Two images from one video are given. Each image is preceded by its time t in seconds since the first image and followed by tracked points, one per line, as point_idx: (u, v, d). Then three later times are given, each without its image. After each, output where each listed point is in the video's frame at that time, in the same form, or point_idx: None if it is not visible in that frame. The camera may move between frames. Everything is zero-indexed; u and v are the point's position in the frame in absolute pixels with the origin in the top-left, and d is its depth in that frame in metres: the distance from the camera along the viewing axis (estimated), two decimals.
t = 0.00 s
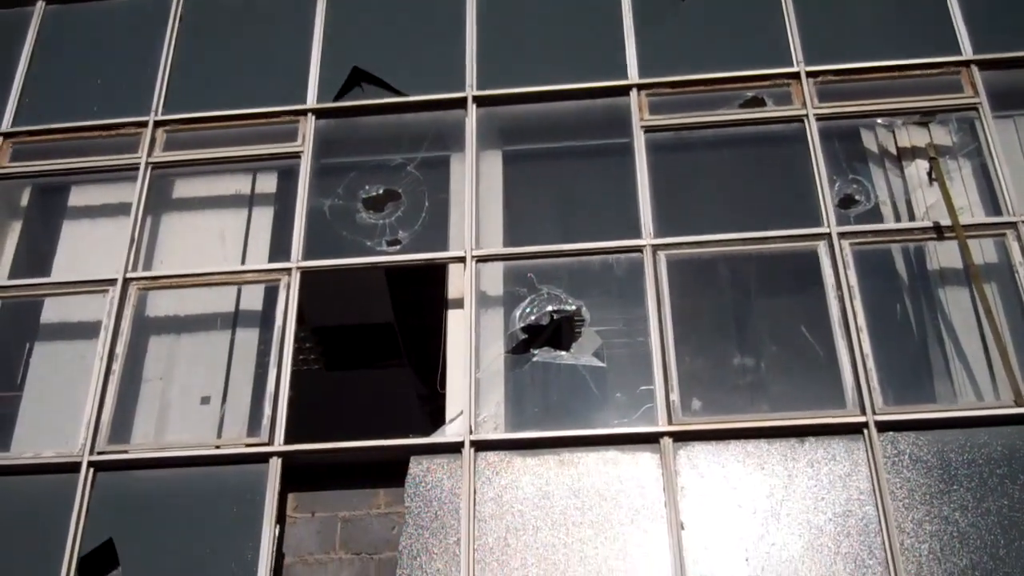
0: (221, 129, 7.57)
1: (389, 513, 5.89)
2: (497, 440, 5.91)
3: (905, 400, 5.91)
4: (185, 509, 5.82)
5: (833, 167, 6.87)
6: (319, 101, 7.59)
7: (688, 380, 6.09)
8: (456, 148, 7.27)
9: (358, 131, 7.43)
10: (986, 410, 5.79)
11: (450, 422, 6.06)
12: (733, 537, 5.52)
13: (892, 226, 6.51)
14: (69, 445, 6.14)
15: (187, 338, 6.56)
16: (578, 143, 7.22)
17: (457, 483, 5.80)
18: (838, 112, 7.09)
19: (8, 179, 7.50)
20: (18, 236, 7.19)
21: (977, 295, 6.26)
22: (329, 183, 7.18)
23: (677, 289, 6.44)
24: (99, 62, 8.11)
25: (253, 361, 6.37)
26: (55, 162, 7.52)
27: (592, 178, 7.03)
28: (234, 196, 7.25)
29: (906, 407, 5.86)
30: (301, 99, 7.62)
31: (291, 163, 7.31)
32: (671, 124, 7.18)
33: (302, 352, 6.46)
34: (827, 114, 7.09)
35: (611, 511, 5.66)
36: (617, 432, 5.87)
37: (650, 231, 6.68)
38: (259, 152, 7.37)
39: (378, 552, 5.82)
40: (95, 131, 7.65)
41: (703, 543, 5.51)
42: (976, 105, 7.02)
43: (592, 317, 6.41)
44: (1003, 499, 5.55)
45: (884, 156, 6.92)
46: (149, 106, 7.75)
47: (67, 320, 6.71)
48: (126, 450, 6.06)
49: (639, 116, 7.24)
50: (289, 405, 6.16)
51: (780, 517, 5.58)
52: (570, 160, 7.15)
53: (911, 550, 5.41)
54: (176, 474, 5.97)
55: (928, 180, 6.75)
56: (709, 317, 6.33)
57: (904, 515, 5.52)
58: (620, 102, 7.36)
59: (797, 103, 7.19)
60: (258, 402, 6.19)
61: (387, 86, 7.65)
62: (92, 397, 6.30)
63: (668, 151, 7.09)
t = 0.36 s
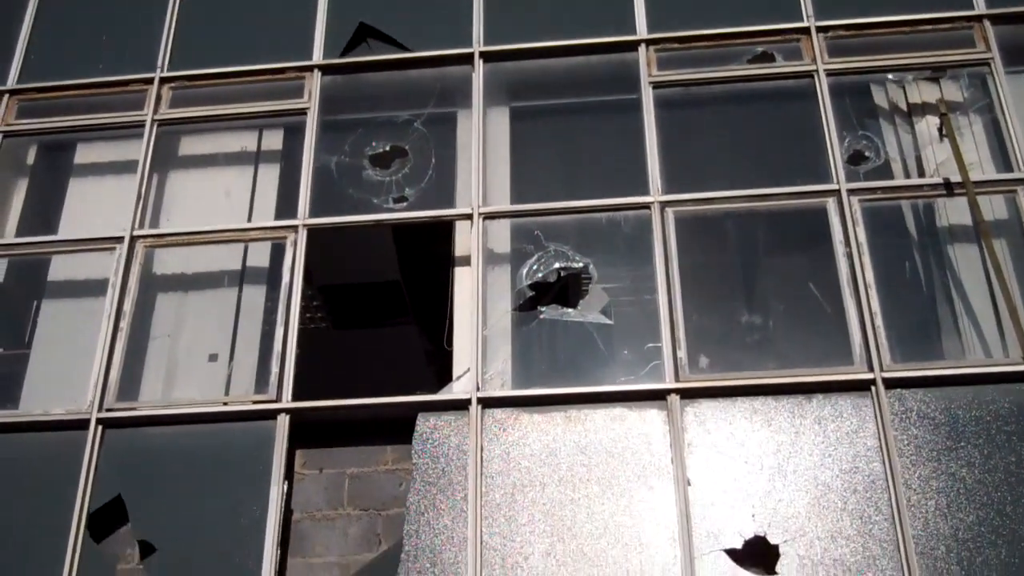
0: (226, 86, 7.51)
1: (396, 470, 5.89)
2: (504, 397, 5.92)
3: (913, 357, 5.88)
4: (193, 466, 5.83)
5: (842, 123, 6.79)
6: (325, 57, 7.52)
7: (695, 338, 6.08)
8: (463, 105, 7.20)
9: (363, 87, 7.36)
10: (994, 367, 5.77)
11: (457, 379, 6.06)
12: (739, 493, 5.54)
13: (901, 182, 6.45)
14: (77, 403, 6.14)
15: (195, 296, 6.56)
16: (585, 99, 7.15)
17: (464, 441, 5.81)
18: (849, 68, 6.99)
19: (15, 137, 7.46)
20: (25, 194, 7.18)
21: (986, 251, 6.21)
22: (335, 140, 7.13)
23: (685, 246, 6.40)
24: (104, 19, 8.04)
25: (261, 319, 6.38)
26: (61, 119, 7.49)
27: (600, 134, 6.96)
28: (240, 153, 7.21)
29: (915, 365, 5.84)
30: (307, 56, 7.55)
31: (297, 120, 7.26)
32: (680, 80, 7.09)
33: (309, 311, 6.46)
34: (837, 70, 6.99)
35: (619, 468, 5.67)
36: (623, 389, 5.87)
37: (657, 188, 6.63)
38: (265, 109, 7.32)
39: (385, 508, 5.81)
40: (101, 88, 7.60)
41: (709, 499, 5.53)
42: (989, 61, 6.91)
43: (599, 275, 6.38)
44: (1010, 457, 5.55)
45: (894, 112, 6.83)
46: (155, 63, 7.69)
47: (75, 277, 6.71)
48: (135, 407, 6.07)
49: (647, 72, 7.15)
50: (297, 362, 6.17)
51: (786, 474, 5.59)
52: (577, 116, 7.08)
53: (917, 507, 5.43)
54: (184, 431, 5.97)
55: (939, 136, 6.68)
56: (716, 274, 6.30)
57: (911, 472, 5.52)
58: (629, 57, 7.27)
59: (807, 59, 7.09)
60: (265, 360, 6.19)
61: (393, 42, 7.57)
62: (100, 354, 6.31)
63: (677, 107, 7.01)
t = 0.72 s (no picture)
0: (232, 35, 7.41)
1: (404, 420, 5.96)
2: (513, 347, 5.90)
3: (922, 308, 5.85)
4: (203, 415, 5.84)
5: (853, 72, 6.69)
6: (332, 5, 7.42)
7: (703, 287, 6.05)
8: (471, 53, 7.10)
9: (370, 35, 7.26)
10: (1002, 318, 5.75)
11: (465, 329, 6.06)
12: (747, 443, 5.55)
13: (913, 131, 6.37)
14: (85, 352, 6.13)
15: (204, 246, 6.54)
16: (595, 48, 7.05)
17: (472, 390, 5.81)
18: (861, 15, 6.85)
19: (19, 85, 7.37)
20: (32, 145, 7.13)
21: (997, 201, 6.17)
22: (341, 89, 7.05)
23: (695, 196, 6.35)
24: None
25: (269, 269, 6.36)
26: (66, 68, 7.39)
27: (609, 84, 6.88)
28: (247, 102, 7.16)
29: (924, 316, 5.80)
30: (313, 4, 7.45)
31: (304, 69, 7.18)
32: (691, 29, 6.96)
33: (316, 262, 6.46)
34: (851, 17, 6.86)
35: (627, 417, 5.68)
36: (632, 339, 5.85)
37: (667, 137, 6.56)
38: (271, 58, 7.23)
39: (396, 458, 5.99)
40: (105, 36, 7.49)
41: (716, 449, 5.55)
42: (1003, 9, 6.78)
43: (608, 225, 6.34)
44: (1019, 407, 5.54)
45: (906, 61, 6.74)
46: (160, 11, 7.58)
47: (82, 227, 6.68)
48: (143, 357, 6.06)
49: (657, 20, 7.03)
50: (305, 312, 6.15)
51: (793, 424, 5.60)
52: (586, 65, 6.99)
53: (924, 457, 5.44)
54: (194, 381, 5.97)
55: (951, 85, 6.60)
56: (726, 224, 6.25)
57: (918, 423, 5.52)
58: (639, 4, 7.14)
59: (819, 6, 6.95)
60: (273, 310, 6.18)
61: None
62: (108, 303, 6.29)
63: (688, 56, 6.90)
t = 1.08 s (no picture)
0: None
1: (411, 373, 5.97)
2: (518, 301, 5.89)
3: (930, 263, 5.81)
4: (210, 368, 5.86)
5: (862, 26, 6.60)
6: None
7: (710, 241, 6.01)
8: (478, 4, 6.99)
9: None
10: (1009, 273, 5.72)
11: (471, 282, 6.04)
12: (752, 397, 5.56)
13: (922, 85, 6.28)
14: (92, 305, 6.12)
15: (209, 199, 6.52)
16: None
17: (477, 343, 5.80)
18: None
19: (22, 36, 7.27)
20: (36, 97, 7.07)
21: (1006, 155, 6.11)
22: (346, 40, 6.97)
23: (702, 150, 6.29)
24: None
25: (274, 222, 6.34)
26: (68, 19, 7.29)
27: (617, 36, 6.79)
28: (251, 55, 7.09)
29: (932, 270, 5.77)
30: None
31: (308, 20, 7.09)
32: None
33: (321, 217, 6.36)
34: None
35: (632, 371, 5.69)
36: (638, 294, 5.83)
37: (675, 90, 6.49)
38: (275, 9, 7.13)
39: (400, 411, 5.97)
40: None
41: (721, 403, 5.56)
42: None
43: (615, 178, 6.30)
44: None
45: (916, 14, 6.65)
46: None
47: (87, 180, 6.64)
48: (149, 310, 6.06)
49: None
50: (311, 266, 6.13)
51: (798, 378, 5.60)
52: (594, 17, 6.89)
53: (929, 411, 5.45)
54: (200, 334, 5.97)
55: (961, 38, 6.50)
56: (734, 178, 6.20)
57: (924, 377, 5.52)
58: None
59: None
60: (279, 264, 6.16)
61: None
62: (113, 255, 6.28)
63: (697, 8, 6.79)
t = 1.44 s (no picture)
0: None
1: (415, 337, 6.04)
2: (522, 265, 5.87)
3: (936, 227, 5.77)
4: (215, 331, 5.86)
5: None
6: None
7: (716, 204, 5.97)
8: None
9: None
10: (1015, 237, 5.68)
11: (476, 246, 6.02)
12: (756, 360, 5.56)
13: (930, 48, 6.21)
14: (96, 268, 6.12)
15: (213, 162, 6.49)
16: None
17: (482, 306, 5.80)
18: None
19: None
20: (38, 59, 7.02)
21: (1013, 119, 6.06)
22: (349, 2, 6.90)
23: (707, 113, 6.23)
24: None
25: (278, 185, 6.31)
26: None
27: None
28: (255, 16, 7.05)
29: (937, 234, 5.73)
30: None
31: None
32: None
33: (326, 180, 6.47)
34: None
35: (636, 335, 5.68)
36: (643, 257, 5.81)
37: (681, 52, 6.42)
38: None
39: (405, 373, 6.10)
40: None
41: (725, 366, 5.56)
42: None
43: (619, 141, 6.26)
44: None
45: None
46: None
47: (90, 143, 6.60)
48: (153, 272, 6.05)
49: None
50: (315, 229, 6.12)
51: (803, 341, 5.59)
52: None
53: (934, 375, 5.44)
54: (204, 298, 5.97)
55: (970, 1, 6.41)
56: (740, 140, 6.15)
57: (928, 341, 5.51)
58: None
59: None
60: (283, 227, 6.14)
61: None
62: (117, 217, 6.26)
63: None
